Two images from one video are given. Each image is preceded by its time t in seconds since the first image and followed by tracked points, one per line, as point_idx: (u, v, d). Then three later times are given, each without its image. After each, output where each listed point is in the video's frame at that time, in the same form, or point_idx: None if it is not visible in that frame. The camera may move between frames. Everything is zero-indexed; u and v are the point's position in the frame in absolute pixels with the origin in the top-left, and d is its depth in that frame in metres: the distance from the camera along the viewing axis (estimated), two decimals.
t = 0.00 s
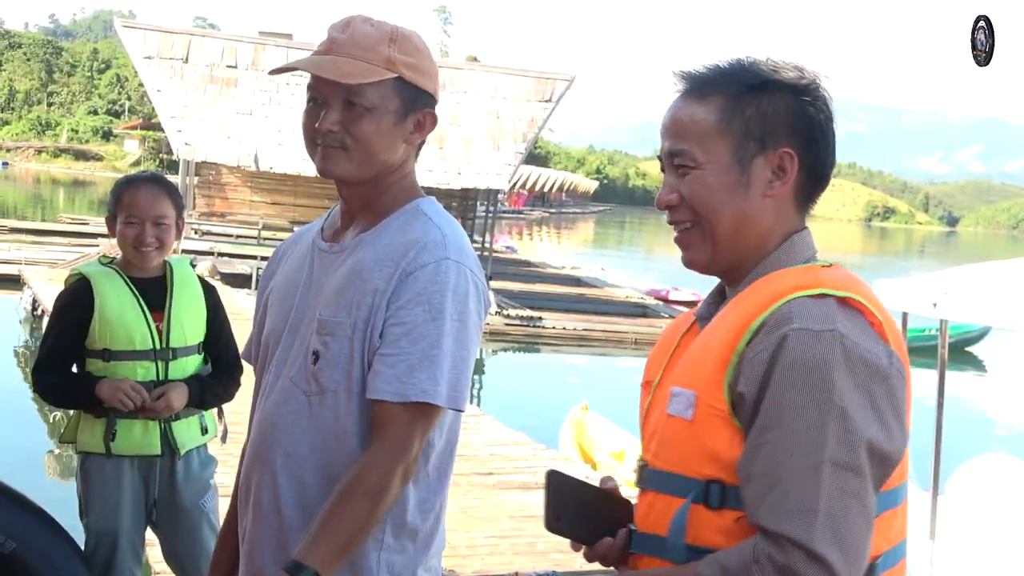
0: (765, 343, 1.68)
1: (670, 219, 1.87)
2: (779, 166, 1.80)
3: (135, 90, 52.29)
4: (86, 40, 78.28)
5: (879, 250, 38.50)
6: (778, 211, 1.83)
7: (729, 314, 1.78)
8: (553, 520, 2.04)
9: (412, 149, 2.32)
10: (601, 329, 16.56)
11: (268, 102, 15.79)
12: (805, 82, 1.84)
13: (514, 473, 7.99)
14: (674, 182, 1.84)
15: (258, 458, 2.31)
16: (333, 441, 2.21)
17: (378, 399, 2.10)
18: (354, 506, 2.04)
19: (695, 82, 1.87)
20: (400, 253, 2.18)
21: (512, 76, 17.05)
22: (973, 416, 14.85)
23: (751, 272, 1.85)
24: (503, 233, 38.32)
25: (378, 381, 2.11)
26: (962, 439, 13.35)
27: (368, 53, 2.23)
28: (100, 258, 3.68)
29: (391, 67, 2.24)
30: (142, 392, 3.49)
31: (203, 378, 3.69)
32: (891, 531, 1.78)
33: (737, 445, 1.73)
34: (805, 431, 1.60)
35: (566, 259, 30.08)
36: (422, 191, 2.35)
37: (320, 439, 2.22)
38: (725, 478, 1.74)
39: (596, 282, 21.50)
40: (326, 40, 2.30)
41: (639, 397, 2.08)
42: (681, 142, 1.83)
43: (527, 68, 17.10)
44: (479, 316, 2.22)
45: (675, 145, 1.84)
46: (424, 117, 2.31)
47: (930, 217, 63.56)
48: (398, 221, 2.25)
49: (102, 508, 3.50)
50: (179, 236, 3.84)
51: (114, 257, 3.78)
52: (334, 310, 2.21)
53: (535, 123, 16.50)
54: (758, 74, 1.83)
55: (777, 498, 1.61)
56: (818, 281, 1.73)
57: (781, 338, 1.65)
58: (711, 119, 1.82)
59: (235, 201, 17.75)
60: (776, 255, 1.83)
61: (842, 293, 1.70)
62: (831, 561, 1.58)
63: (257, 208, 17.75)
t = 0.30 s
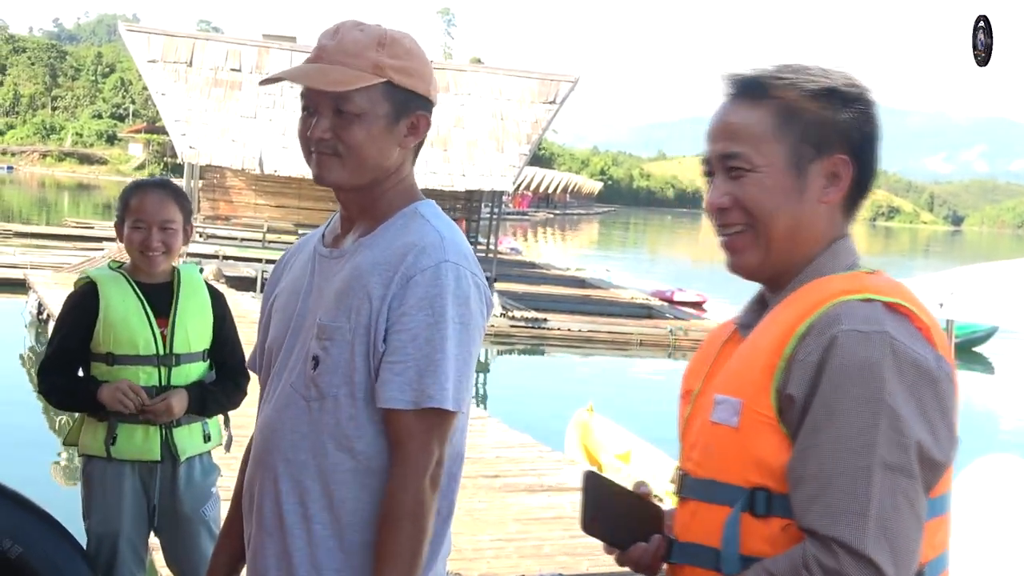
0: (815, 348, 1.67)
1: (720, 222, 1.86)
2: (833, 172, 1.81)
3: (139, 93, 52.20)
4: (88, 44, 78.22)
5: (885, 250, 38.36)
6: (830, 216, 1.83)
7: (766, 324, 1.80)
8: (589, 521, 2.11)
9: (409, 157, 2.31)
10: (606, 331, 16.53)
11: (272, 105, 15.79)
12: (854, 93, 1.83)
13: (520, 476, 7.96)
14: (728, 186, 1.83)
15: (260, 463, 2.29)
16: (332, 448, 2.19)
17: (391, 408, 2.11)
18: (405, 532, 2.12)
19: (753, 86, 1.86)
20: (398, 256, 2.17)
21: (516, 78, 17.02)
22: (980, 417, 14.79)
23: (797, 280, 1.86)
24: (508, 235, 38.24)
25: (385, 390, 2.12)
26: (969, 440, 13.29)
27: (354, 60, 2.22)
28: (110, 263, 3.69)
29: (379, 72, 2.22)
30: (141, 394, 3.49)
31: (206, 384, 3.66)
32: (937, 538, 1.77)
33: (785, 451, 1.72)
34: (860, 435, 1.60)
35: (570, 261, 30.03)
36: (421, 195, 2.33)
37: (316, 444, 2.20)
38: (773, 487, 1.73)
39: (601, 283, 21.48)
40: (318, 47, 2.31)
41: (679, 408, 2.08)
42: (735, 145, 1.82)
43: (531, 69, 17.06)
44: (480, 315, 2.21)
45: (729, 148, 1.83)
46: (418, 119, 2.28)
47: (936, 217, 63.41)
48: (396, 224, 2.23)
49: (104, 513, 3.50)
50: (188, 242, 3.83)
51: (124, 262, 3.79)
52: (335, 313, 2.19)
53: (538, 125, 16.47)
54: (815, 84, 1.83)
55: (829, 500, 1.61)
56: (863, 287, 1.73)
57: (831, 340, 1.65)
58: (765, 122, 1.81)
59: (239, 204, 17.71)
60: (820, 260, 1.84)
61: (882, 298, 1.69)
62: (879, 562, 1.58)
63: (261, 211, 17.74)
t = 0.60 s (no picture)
0: (904, 377, 1.58)
1: (803, 228, 1.76)
2: (930, 183, 1.71)
3: (147, 91, 52.33)
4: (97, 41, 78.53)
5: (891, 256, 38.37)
6: (920, 229, 1.74)
7: (845, 338, 1.72)
8: (654, 543, 1.98)
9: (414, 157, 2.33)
10: (611, 334, 16.53)
11: (279, 104, 15.81)
12: (953, 97, 1.73)
13: (523, 477, 7.98)
14: (815, 190, 1.73)
15: (266, 461, 2.31)
16: (340, 445, 2.20)
17: (407, 407, 2.13)
18: (424, 533, 2.16)
19: (855, 86, 1.76)
20: (409, 256, 2.17)
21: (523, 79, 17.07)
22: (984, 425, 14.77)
23: (877, 292, 1.77)
24: (513, 236, 38.31)
25: (401, 391, 2.13)
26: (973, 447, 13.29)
27: (357, 61, 2.24)
28: (117, 260, 3.70)
29: (383, 73, 2.24)
30: (146, 394, 3.50)
31: (211, 383, 3.68)
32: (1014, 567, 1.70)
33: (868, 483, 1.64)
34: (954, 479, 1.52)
35: (575, 263, 30.08)
36: (424, 195, 2.34)
37: (323, 440, 2.21)
38: (849, 517, 1.66)
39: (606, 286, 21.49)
40: (318, 49, 2.33)
41: (736, 424, 2.03)
42: (828, 144, 1.73)
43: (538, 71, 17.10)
44: (490, 312, 2.22)
45: (820, 148, 1.73)
46: (421, 119, 2.30)
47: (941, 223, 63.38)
48: (401, 223, 2.24)
49: (106, 507, 3.52)
50: (195, 239, 3.85)
51: (130, 258, 3.80)
52: (344, 314, 2.20)
53: (545, 127, 16.48)
54: (923, 87, 1.74)
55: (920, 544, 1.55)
56: (953, 309, 1.62)
57: (921, 372, 1.56)
58: (862, 125, 1.72)
59: (245, 203, 17.78)
60: (902, 274, 1.75)
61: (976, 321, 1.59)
62: None
63: (267, 210, 17.80)
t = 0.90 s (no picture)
0: (962, 412, 1.66)
1: (867, 243, 1.85)
2: (994, 201, 1.82)
3: (149, 90, 52.22)
4: (102, 40, 78.44)
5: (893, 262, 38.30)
6: (980, 244, 1.85)
7: (904, 356, 1.86)
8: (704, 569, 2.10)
9: (414, 151, 2.40)
10: (611, 336, 16.55)
11: (281, 104, 15.84)
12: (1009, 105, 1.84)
13: (520, 477, 7.99)
14: (881, 204, 1.82)
15: (268, 455, 2.32)
16: (339, 438, 2.21)
17: (403, 398, 2.14)
18: (401, 515, 2.15)
19: (925, 97, 1.84)
20: (408, 252, 2.19)
21: (524, 81, 17.06)
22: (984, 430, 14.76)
23: (933, 312, 1.89)
24: (514, 238, 38.25)
25: (399, 382, 2.13)
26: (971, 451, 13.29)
27: (393, 61, 2.26)
28: (118, 257, 3.72)
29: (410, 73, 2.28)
30: (142, 391, 3.51)
31: (207, 380, 3.70)
32: None
33: (930, 517, 1.73)
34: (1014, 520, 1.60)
35: (576, 265, 30.06)
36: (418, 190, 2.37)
37: (324, 437, 2.22)
38: (907, 550, 1.76)
39: (607, 288, 21.48)
40: (336, 40, 2.30)
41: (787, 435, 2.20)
42: (901, 157, 1.81)
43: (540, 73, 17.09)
44: (484, 302, 2.24)
45: (892, 160, 1.82)
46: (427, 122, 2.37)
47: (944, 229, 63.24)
48: (398, 220, 2.25)
49: (103, 504, 3.52)
50: (194, 237, 3.86)
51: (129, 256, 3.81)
52: (344, 310, 2.21)
53: (547, 128, 16.48)
54: (997, 102, 1.83)
55: None
56: (1010, 334, 1.73)
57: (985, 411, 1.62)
58: (940, 139, 1.80)
59: (247, 202, 17.78)
60: (963, 288, 1.86)
61: None
62: None
63: (269, 209, 17.80)
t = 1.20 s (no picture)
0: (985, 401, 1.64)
1: (892, 237, 1.83)
2: (1002, 190, 1.83)
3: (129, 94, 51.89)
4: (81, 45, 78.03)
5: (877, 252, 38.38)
6: (986, 233, 1.86)
7: (908, 345, 1.86)
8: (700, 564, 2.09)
9: (387, 145, 2.35)
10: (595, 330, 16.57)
11: (261, 105, 15.80)
12: None
13: (507, 472, 7.99)
14: (916, 202, 1.80)
15: (252, 453, 2.31)
16: (326, 434, 2.21)
17: (385, 395, 2.14)
18: (391, 510, 2.15)
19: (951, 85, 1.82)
20: (387, 249, 2.18)
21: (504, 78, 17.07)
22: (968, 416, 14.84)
23: (934, 301, 1.88)
24: (498, 235, 38.21)
25: (380, 378, 2.14)
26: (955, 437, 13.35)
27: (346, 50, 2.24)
28: (98, 259, 3.70)
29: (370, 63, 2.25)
30: (122, 392, 3.50)
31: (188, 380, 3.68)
32: None
33: (943, 506, 1.72)
34: None
35: (561, 261, 30.05)
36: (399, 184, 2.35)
37: (308, 435, 2.22)
38: (917, 537, 1.74)
39: (591, 283, 21.49)
40: (303, 35, 2.30)
41: (771, 422, 2.19)
42: (935, 152, 1.78)
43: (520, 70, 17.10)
44: (465, 298, 2.25)
45: (925, 154, 1.79)
46: (398, 114, 2.33)
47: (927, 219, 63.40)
48: (379, 216, 2.24)
49: (83, 503, 3.49)
50: (174, 239, 3.85)
51: (111, 257, 3.80)
52: (321, 306, 2.21)
53: (528, 124, 16.42)
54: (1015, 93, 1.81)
55: None
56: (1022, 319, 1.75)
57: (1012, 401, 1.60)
58: (972, 133, 1.78)
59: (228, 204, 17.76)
60: (970, 275, 1.87)
61: None
62: None
63: (250, 211, 17.78)
